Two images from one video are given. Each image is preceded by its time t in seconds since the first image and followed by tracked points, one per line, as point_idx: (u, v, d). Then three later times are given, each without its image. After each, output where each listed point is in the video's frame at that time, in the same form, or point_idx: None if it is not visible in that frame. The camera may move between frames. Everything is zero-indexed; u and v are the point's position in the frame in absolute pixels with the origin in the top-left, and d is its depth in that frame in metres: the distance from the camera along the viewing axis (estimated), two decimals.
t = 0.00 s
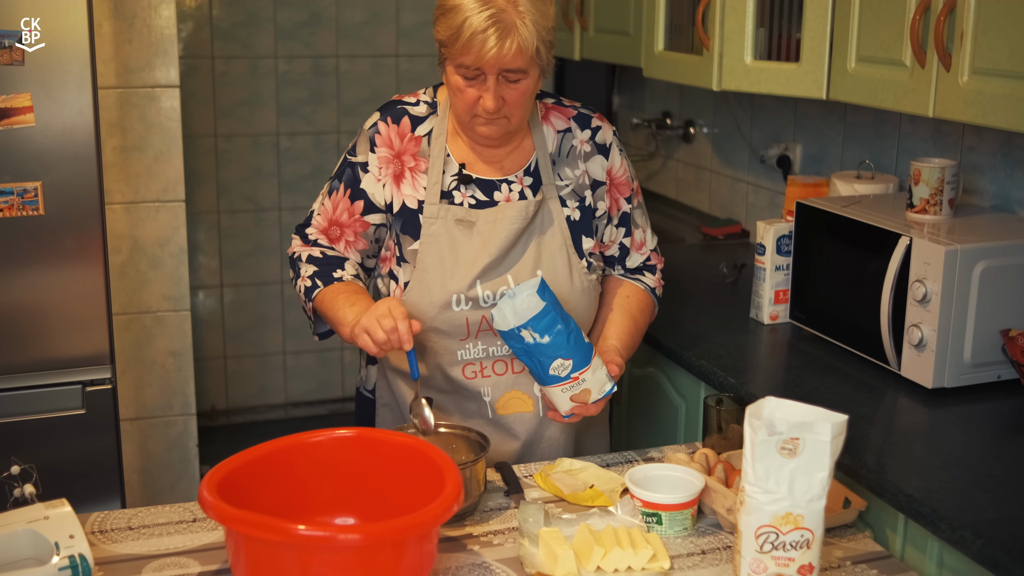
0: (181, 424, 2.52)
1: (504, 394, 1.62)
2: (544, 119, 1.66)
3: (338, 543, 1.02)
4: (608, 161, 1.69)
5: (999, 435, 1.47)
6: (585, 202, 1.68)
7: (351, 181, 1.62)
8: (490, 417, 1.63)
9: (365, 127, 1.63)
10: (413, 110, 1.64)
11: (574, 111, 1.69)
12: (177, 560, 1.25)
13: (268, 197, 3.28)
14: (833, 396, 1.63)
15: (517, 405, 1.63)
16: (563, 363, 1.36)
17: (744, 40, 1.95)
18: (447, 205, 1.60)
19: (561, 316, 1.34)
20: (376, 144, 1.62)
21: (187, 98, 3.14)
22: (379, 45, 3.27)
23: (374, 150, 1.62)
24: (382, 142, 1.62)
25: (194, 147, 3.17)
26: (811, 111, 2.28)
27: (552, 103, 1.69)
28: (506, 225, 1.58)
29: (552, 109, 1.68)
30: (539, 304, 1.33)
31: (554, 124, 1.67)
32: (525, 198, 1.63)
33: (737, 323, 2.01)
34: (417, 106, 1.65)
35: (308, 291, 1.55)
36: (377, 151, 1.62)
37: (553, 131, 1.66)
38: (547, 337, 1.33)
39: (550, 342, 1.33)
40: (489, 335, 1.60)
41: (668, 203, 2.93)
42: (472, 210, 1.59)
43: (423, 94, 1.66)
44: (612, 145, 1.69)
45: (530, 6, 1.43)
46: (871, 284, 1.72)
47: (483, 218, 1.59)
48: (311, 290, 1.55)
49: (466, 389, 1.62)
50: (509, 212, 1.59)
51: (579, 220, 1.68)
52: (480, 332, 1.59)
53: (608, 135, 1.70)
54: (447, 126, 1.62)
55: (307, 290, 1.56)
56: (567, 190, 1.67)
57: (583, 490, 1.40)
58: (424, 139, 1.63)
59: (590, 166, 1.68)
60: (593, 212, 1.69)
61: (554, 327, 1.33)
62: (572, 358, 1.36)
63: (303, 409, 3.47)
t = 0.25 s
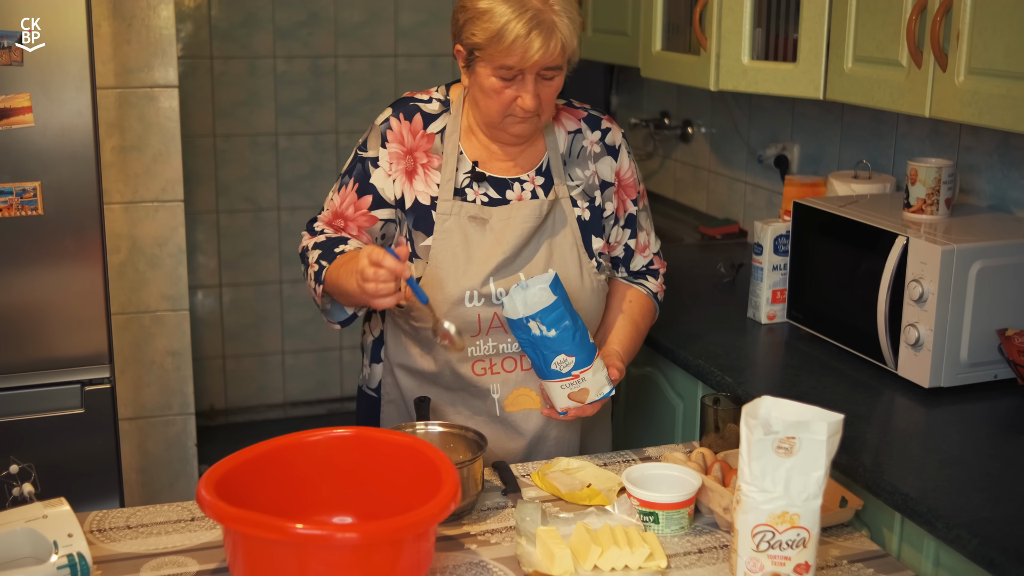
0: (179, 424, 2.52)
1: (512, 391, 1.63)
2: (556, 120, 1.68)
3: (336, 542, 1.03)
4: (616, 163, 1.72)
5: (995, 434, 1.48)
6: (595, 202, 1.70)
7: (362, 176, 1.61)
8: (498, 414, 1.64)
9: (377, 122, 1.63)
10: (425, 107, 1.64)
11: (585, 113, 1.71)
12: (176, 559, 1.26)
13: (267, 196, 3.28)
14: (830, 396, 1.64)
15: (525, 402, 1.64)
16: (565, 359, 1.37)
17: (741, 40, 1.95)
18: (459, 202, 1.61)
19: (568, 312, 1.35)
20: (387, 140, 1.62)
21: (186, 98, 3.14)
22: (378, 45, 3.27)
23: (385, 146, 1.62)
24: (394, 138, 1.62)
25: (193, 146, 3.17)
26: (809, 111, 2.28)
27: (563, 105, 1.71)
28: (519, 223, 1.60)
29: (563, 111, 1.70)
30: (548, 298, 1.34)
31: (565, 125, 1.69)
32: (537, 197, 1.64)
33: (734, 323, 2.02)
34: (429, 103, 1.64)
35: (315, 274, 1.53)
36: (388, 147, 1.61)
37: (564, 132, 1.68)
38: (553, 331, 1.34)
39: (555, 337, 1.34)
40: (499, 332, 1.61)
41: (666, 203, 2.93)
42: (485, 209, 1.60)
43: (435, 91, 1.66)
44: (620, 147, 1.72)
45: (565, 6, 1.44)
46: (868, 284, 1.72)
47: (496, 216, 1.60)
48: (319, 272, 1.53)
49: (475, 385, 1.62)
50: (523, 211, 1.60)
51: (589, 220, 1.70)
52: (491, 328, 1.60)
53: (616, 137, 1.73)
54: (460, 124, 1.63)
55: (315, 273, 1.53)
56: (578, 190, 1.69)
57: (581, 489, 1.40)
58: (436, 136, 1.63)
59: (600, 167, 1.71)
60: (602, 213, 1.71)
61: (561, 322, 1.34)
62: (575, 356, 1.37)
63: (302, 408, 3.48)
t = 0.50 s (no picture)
0: (178, 424, 2.53)
1: (524, 391, 1.66)
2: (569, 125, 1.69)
3: (334, 542, 1.03)
4: (626, 167, 1.75)
5: (993, 435, 1.48)
6: (607, 207, 1.72)
7: (387, 176, 1.58)
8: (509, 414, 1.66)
9: (397, 122, 1.61)
10: (444, 108, 1.63)
11: (597, 118, 1.73)
12: (174, 559, 1.26)
13: (267, 197, 3.29)
14: (828, 396, 1.64)
15: (536, 403, 1.66)
16: (577, 362, 1.40)
17: (740, 41, 1.96)
18: (477, 203, 1.61)
19: (586, 316, 1.39)
20: (410, 140, 1.60)
21: (185, 98, 3.15)
22: (377, 46, 3.27)
23: (409, 146, 1.59)
24: (417, 138, 1.60)
25: (193, 147, 3.17)
26: (808, 112, 2.28)
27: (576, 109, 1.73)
28: (536, 226, 1.61)
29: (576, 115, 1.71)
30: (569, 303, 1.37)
31: (578, 130, 1.70)
32: (552, 201, 1.65)
33: (733, 323, 2.02)
34: (447, 104, 1.63)
35: (370, 264, 1.52)
36: (412, 147, 1.60)
37: (577, 136, 1.70)
38: (570, 334, 1.37)
39: (573, 339, 1.38)
40: (514, 334, 1.63)
41: (665, 204, 2.93)
42: (502, 212, 1.61)
43: (452, 92, 1.65)
44: (631, 152, 1.75)
45: (603, 10, 1.48)
46: (866, 285, 1.72)
47: (513, 219, 1.61)
48: (375, 262, 1.52)
49: (487, 386, 1.64)
50: (539, 215, 1.61)
51: (600, 224, 1.72)
52: (506, 331, 1.62)
53: (627, 142, 1.75)
54: (478, 126, 1.62)
55: (368, 264, 1.52)
56: (591, 194, 1.70)
57: (579, 490, 1.41)
58: (455, 137, 1.62)
59: (611, 172, 1.73)
60: (612, 217, 1.74)
61: (579, 325, 1.38)
62: (587, 359, 1.40)
63: (301, 409, 3.48)
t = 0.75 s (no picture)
0: (176, 427, 2.52)
1: (542, 397, 1.67)
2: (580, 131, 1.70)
3: (330, 545, 1.02)
4: (635, 172, 1.76)
5: (991, 438, 1.47)
6: (618, 211, 1.74)
7: (419, 180, 1.56)
8: (527, 420, 1.68)
9: (419, 125, 1.58)
10: (462, 112, 1.61)
11: (606, 123, 1.74)
12: (170, 562, 1.26)
13: (266, 200, 3.29)
14: (826, 399, 1.64)
15: (551, 407, 1.68)
16: (612, 379, 1.47)
17: (738, 44, 1.96)
18: (499, 208, 1.61)
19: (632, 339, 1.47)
20: (435, 143, 1.58)
21: (185, 101, 3.15)
22: (376, 49, 3.27)
23: (436, 149, 1.57)
24: (441, 141, 1.58)
25: (191, 150, 3.17)
26: (806, 114, 2.28)
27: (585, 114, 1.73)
28: (556, 232, 1.63)
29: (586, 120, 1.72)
30: (625, 328, 1.45)
31: (589, 135, 1.71)
32: (569, 207, 1.67)
33: (731, 326, 2.02)
34: (464, 108, 1.62)
35: (431, 282, 1.51)
36: (439, 151, 1.58)
37: (588, 142, 1.70)
38: (616, 352, 1.45)
39: (618, 356, 1.45)
40: (534, 339, 1.64)
41: (664, 206, 2.93)
42: (523, 217, 1.61)
43: (467, 96, 1.64)
44: (639, 156, 1.76)
45: (619, 12, 1.50)
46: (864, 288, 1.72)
47: (535, 225, 1.62)
48: (436, 279, 1.51)
49: (506, 391, 1.65)
50: (559, 222, 1.63)
51: (613, 228, 1.74)
52: (526, 336, 1.63)
53: (635, 148, 1.76)
54: (497, 131, 1.62)
55: (428, 282, 1.51)
56: (603, 199, 1.72)
57: (577, 493, 1.41)
58: (474, 141, 1.61)
59: (622, 176, 1.74)
60: (623, 221, 1.75)
61: (626, 345, 1.45)
62: (622, 378, 1.47)
63: (300, 411, 3.48)
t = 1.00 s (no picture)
0: (174, 432, 2.52)
1: (554, 401, 1.68)
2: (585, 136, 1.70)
3: (325, 550, 1.02)
4: (640, 176, 1.77)
5: (988, 443, 1.47)
6: (626, 216, 1.74)
7: (448, 186, 1.54)
8: (538, 424, 1.69)
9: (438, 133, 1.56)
10: (474, 118, 1.60)
11: (610, 129, 1.75)
12: (165, 568, 1.25)
13: (264, 205, 3.28)
14: (823, 404, 1.63)
15: (564, 412, 1.69)
16: (676, 401, 1.43)
17: (735, 48, 1.96)
18: (515, 215, 1.60)
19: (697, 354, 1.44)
20: (456, 149, 1.56)
21: (183, 106, 3.15)
22: (374, 54, 3.27)
23: (459, 155, 1.56)
24: (461, 147, 1.57)
25: (189, 154, 3.17)
26: (804, 119, 2.28)
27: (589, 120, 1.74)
28: (572, 237, 1.62)
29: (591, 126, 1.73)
30: (700, 338, 1.41)
31: (595, 140, 1.71)
32: (580, 214, 1.67)
33: (728, 331, 2.01)
34: (476, 114, 1.61)
35: (483, 297, 1.48)
36: (461, 156, 1.56)
37: (594, 147, 1.71)
38: (686, 366, 1.41)
39: (687, 370, 1.42)
40: (548, 345, 1.64)
41: (662, 211, 2.93)
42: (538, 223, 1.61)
43: (477, 102, 1.63)
44: (643, 161, 1.77)
45: (624, 12, 1.50)
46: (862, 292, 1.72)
47: (550, 231, 1.62)
48: (487, 295, 1.48)
49: (518, 396, 1.66)
50: (573, 227, 1.62)
51: (621, 233, 1.74)
52: (541, 342, 1.63)
53: (639, 152, 1.77)
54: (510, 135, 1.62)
55: (479, 297, 1.48)
56: (611, 205, 1.72)
57: (573, 498, 1.40)
58: (489, 146, 1.61)
59: (628, 181, 1.74)
60: (631, 225, 1.76)
61: (693, 359, 1.42)
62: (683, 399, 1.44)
63: (298, 416, 3.47)
